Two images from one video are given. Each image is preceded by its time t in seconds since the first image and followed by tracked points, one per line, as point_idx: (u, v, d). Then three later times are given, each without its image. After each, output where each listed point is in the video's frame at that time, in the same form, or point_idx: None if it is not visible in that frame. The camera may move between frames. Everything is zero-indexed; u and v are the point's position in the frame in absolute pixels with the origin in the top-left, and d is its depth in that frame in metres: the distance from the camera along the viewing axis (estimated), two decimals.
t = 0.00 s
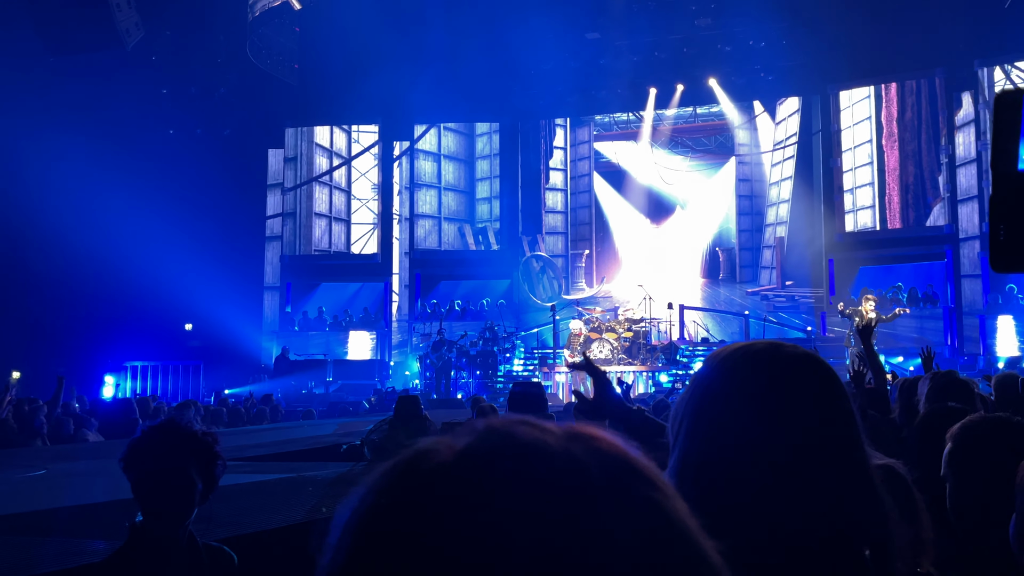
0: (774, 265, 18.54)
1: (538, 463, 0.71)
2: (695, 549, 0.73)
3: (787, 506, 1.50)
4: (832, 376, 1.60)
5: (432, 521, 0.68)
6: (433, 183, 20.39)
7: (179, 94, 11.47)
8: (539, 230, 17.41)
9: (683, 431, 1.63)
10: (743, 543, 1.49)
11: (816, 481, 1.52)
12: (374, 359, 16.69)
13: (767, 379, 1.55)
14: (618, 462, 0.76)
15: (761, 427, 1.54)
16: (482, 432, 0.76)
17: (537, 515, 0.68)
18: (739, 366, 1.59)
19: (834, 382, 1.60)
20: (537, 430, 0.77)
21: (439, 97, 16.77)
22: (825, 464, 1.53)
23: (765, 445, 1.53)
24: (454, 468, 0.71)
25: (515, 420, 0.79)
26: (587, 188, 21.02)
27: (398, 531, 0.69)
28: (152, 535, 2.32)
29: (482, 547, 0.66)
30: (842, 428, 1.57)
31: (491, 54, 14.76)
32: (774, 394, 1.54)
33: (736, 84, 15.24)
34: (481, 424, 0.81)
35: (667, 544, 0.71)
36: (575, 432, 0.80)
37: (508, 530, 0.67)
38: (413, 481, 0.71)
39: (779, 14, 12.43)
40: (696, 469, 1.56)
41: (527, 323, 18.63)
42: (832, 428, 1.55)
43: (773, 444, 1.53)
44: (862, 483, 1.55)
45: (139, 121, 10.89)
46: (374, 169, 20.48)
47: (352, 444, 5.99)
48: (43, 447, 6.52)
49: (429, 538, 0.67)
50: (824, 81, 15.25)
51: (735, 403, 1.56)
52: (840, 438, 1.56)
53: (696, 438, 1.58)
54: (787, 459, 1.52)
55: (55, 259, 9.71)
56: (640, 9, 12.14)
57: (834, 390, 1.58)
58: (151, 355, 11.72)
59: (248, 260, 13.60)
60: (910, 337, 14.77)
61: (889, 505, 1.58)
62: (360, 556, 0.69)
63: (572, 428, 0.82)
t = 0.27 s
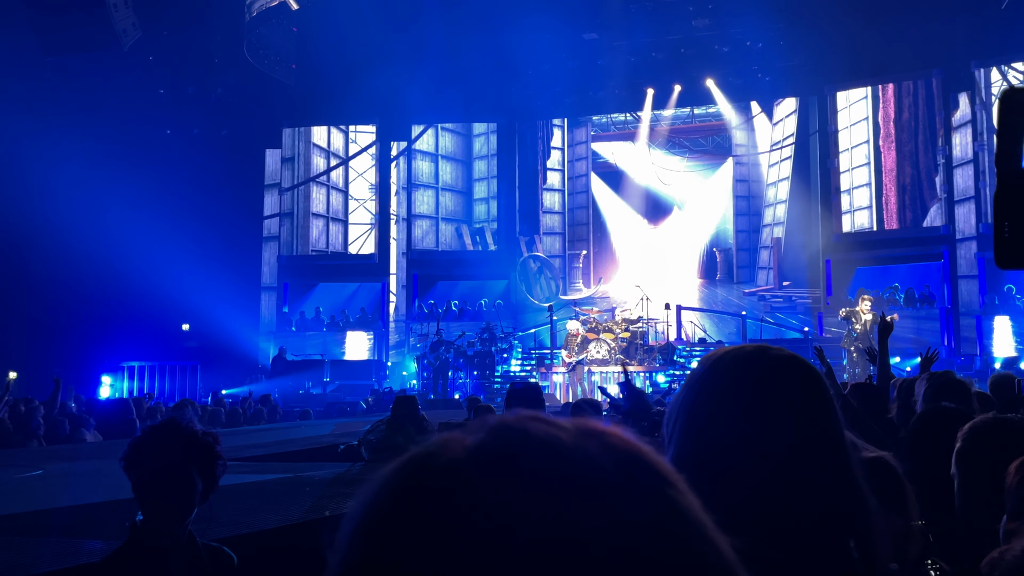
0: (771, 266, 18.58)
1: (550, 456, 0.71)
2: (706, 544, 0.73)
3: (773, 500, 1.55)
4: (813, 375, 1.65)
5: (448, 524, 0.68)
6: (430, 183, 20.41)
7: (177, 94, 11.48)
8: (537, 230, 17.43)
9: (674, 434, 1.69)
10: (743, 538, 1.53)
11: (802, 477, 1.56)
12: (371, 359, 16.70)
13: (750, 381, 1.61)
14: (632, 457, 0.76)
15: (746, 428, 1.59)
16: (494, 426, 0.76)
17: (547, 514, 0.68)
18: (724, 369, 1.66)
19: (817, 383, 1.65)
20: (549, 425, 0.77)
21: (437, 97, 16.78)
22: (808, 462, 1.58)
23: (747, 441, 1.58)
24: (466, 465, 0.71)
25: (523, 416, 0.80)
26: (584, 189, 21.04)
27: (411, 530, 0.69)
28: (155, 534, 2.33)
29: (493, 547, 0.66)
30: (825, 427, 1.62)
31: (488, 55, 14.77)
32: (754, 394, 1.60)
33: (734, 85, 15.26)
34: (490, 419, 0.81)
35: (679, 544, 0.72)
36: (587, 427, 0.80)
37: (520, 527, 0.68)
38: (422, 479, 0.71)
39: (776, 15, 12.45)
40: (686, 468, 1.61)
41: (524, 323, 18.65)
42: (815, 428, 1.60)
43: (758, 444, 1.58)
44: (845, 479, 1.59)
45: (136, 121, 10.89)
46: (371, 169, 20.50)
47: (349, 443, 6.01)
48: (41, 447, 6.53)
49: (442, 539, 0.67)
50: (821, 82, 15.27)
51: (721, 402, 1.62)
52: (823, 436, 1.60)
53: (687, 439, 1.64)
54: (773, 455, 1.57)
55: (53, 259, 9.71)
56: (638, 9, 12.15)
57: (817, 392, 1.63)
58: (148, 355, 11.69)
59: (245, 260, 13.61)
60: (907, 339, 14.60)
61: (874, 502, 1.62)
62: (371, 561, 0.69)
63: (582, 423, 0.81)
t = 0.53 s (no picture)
0: (768, 266, 18.59)
1: (553, 452, 0.71)
2: (715, 539, 0.74)
3: (769, 499, 1.54)
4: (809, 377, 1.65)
5: (456, 523, 0.68)
6: (428, 183, 20.39)
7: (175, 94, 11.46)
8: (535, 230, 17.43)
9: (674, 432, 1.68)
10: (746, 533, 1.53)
11: (801, 477, 1.56)
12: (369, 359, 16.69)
13: (749, 379, 1.61)
14: (640, 455, 0.76)
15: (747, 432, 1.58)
16: (500, 423, 0.76)
17: (551, 513, 0.68)
18: (725, 365, 1.65)
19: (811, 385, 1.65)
20: (555, 422, 0.77)
21: (434, 97, 16.77)
22: (805, 461, 1.58)
23: (745, 440, 1.58)
24: (474, 461, 0.71)
25: (530, 411, 0.79)
26: (582, 189, 21.01)
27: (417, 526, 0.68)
28: (153, 535, 2.32)
29: (498, 546, 0.67)
30: (821, 426, 1.61)
31: (486, 55, 14.78)
32: (751, 393, 1.60)
33: (731, 85, 15.27)
34: (496, 416, 0.80)
35: (686, 541, 0.72)
36: (593, 423, 0.80)
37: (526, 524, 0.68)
38: (425, 478, 0.71)
39: (773, 16, 12.46)
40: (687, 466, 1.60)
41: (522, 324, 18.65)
42: (811, 426, 1.60)
43: (756, 445, 1.57)
44: (842, 478, 1.59)
45: (134, 121, 10.90)
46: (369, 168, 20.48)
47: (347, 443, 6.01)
48: (37, 447, 6.52)
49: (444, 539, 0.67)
50: (819, 82, 15.28)
51: (718, 399, 1.62)
52: (820, 433, 1.60)
53: (687, 436, 1.64)
54: (773, 454, 1.57)
55: (52, 260, 9.70)
56: (636, 10, 12.17)
57: (814, 391, 1.63)
58: (147, 356, 11.65)
59: (242, 260, 13.60)
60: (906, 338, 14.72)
61: (870, 501, 1.61)
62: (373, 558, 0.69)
63: (588, 420, 0.81)
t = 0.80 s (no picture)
0: (766, 265, 18.63)
1: (543, 455, 0.71)
2: (707, 543, 0.74)
3: (765, 501, 1.56)
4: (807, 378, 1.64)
5: (445, 527, 0.68)
6: (426, 183, 20.40)
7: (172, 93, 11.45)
8: (533, 230, 17.44)
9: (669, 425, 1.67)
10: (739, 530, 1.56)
11: (796, 479, 1.57)
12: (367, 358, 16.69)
13: (748, 383, 1.59)
14: (630, 454, 0.76)
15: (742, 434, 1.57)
16: (490, 423, 0.76)
17: (539, 515, 0.68)
18: (725, 364, 1.62)
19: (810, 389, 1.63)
20: (547, 422, 0.77)
21: (432, 97, 16.77)
22: (801, 464, 1.59)
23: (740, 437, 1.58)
24: (463, 463, 0.71)
25: (522, 411, 0.79)
26: (580, 189, 21.01)
27: (408, 533, 0.68)
28: (151, 536, 2.32)
29: (488, 552, 0.67)
30: (816, 428, 1.61)
31: (484, 54, 14.78)
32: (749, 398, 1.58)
33: (729, 84, 15.27)
34: (486, 416, 0.80)
35: (677, 543, 0.72)
36: (584, 422, 0.80)
37: (514, 529, 0.67)
38: (413, 482, 0.71)
39: (771, 16, 12.47)
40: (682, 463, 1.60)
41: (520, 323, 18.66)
42: (807, 426, 1.60)
43: (752, 448, 1.57)
44: (836, 481, 1.61)
45: (132, 121, 10.90)
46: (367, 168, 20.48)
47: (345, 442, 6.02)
48: (36, 447, 6.52)
49: (433, 546, 0.67)
50: (817, 83, 15.30)
51: (715, 398, 1.60)
52: (816, 435, 1.60)
53: (680, 434, 1.63)
54: (770, 457, 1.57)
55: (50, 260, 9.69)
56: (634, 10, 12.18)
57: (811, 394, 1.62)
58: (144, 355, 11.64)
59: (240, 260, 13.60)
60: (902, 338, 14.73)
61: (862, 500, 1.64)
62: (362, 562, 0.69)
63: (581, 419, 0.81)
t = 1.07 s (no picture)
0: (763, 264, 18.68)
1: (540, 451, 0.74)
2: (706, 541, 0.75)
3: (761, 501, 1.59)
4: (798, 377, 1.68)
5: (443, 520, 0.70)
6: (424, 182, 20.40)
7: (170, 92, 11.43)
8: (531, 229, 17.45)
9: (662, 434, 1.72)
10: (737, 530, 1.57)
11: (790, 477, 1.61)
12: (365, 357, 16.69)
13: (741, 386, 1.64)
14: (627, 453, 0.78)
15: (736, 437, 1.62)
16: (489, 420, 0.79)
17: (534, 510, 0.71)
18: (714, 367, 1.67)
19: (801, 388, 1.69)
20: (547, 420, 0.79)
21: (433, 95, 16.77)
22: (795, 465, 1.61)
23: (734, 439, 1.62)
24: (461, 461, 0.74)
25: (522, 408, 0.81)
26: (578, 187, 21.02)
27: (406, 526, 0.71)
28: (148, 535, 2.33)
29: (483, 545, 0.69)
30: (809, 428, 1.65)
31: (483, 53, 14.79)
32: (741, 400, 1.63)
33: (728, 83, 15.28)
34: (485, 414, 0.83)
35: (677, 538, 0.73)
36: (583, 420, 0.82)
37: (509, 523, 0.70)
38: (411, 476, 0.74)
39: (769, 15, 12.49)
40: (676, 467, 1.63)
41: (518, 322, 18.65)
42: (800, 428, 1.64)
43: (745, 451, 1.61)
44: (830, 481, 1.64)
45: (131, 120, 10.90)
46: (365, 167, 20.45)
47: (342, 441, 6.03)
48: (34, 446, 6.53)
49: (430, 539, 0.70)
50: (816, 81, 15.30)
51: (708, 401, 1.64)
52: (810, 438, 1.64)
53: (674, 436, 1.67)
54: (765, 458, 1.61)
55: (48, 259, 9.69)
56: (633, 9, 12.19)
57: (803, 393, 1.67)
58: (141, 353, 11.64)
59: (238, 259, 13.59)
60: (899, 337, 14.68)
61: (856, 497, 1.67)
62: (360, 550, 0.71)
63: (581, 418, 0.84)
